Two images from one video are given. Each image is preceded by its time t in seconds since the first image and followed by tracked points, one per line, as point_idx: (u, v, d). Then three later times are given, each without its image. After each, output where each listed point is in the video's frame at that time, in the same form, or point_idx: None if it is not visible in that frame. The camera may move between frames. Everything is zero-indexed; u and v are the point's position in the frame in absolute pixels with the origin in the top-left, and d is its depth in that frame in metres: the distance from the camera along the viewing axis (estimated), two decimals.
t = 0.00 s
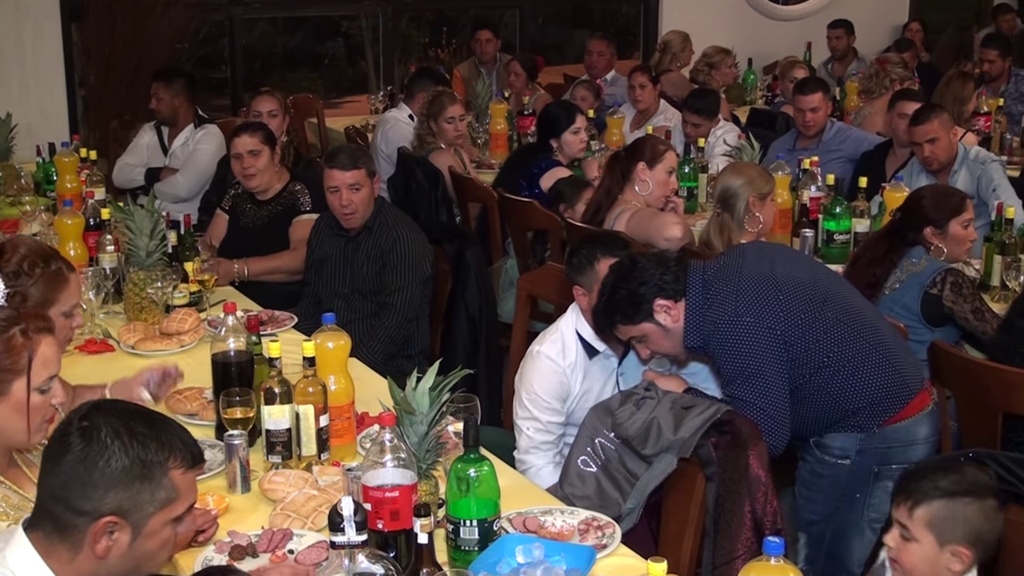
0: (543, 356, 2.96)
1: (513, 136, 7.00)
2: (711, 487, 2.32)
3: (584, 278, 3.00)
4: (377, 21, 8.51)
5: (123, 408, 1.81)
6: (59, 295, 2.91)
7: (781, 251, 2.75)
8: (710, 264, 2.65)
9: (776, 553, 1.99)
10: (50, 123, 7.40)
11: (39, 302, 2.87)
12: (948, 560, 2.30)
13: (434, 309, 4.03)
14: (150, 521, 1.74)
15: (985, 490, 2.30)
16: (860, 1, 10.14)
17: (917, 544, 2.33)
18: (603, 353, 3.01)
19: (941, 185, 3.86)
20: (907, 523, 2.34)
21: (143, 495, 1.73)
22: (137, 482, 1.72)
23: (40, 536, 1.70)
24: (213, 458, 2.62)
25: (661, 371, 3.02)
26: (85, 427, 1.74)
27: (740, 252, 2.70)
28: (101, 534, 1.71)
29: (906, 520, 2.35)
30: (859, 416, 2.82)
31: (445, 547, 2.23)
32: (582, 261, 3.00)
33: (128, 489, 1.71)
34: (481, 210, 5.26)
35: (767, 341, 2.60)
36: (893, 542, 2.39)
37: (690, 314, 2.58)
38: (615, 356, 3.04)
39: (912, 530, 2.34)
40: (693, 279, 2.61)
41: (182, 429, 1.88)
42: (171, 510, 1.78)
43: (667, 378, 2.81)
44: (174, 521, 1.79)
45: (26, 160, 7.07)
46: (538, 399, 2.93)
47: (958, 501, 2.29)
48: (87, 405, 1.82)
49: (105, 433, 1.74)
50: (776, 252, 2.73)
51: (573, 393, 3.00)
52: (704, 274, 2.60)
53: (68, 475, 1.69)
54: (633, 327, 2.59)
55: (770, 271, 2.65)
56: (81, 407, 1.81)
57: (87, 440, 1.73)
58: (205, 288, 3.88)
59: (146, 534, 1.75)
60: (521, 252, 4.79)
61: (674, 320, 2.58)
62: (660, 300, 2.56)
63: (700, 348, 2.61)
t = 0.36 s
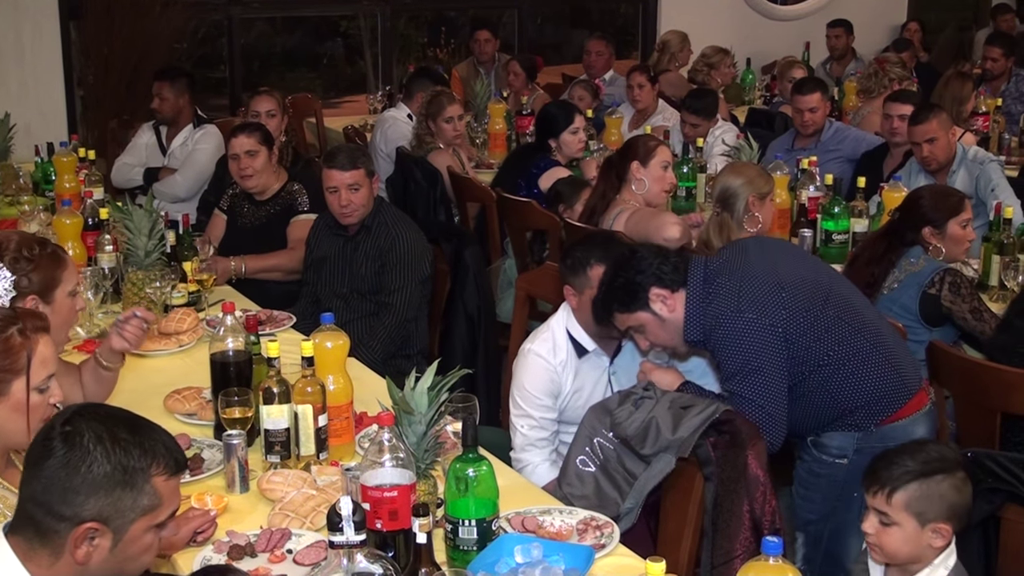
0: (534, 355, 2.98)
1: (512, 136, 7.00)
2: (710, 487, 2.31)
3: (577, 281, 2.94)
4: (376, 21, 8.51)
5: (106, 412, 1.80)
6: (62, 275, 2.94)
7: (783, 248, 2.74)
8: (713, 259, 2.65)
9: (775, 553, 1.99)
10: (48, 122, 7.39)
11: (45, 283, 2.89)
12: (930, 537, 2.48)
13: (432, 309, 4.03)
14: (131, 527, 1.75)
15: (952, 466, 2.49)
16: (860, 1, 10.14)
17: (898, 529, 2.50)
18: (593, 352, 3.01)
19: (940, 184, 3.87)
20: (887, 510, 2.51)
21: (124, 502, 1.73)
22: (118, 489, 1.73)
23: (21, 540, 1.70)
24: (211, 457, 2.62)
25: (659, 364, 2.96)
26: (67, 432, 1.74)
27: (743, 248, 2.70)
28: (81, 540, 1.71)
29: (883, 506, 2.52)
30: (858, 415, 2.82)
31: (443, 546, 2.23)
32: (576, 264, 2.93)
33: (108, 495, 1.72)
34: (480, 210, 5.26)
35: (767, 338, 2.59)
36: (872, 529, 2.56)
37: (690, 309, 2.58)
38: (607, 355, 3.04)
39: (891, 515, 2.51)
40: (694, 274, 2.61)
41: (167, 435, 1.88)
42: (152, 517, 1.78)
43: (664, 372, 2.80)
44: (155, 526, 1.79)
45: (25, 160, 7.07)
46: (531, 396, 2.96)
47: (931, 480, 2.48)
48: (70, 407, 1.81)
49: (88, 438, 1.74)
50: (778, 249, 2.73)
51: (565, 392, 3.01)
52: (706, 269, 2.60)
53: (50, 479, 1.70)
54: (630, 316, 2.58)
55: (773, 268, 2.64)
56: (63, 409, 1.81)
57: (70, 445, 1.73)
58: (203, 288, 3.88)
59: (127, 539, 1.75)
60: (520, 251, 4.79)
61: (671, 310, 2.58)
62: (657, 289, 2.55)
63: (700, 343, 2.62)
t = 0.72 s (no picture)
0: (527, 356, 2.98)
1: (511, 136, 7.01)
2: (710, 487, 2.32)
3: (566, 281, 2.98)
4: (376, 21, 8.52)
5: (99, 412, 1.80)
6: (68, 271, 2.95)
7: (810, 231, 2.73)
8: (738, 231, 2.65)
9: (774, 552, 1.99)
10: (48, 123, 7.40)
11: (49, 278, 2.89)
12: (926, 533, 2.43)
13: (432, 308, 4.03)
14: (124, 528, 1.75)
15: (942, 460, 2.45)
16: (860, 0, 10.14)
17: (896, 528, 2.44)
18: (584, 352, 3.03)
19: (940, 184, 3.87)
20: (883, 510, 2.44)
21: (117, 503, 1.74)
22: (110, 490, 1.73)
23: (15, 540, 1.71)
24: (211, 457, 2.62)
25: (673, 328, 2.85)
26: (60, 433, 1.74)
27: (770, 224, 2.69)
28: (74, 541, 1.72)
29: (878, 506, 2.45)
30: (852, 412, 2.82)
31: (443, 545, 2.23)
32: (564, 265, 2.97)
33: (100, 497, 1.72)
34: (480, 210, 5.25)
35: (781, 319, 2.59)
36: (865, 530, 2.48)
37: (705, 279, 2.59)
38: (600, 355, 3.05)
39: (887, 515, 2.44)
40: (716, 242, 2.61)
41: (160, 435, 1.87)
42: (146, 517, 1.79)
43: (676, 335, 2.74)
44: (149, 527, 1.80)
45: (24, 160, 7.07)
46: (525, 397, 2.96)
47: (923, 477, 2.42)
48: (64, 407, 1.81)
49: (80, 439, 1.74)
50: (803, 231, 2.72)
51: (559, 392, 3.02)
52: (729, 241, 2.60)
53: (44, 480, 1.70)
54: (644, 285, 2.54)
55: (796, 249, 2.64)
56: (56, 410, 1.81)
57: (62, 446, 1.73)
58: (203, 288, 3.88)
59: (120, 540, 1.76)
60: (519, 251, 4.79)
61: (685, 279, 2.53)
62: (671, 258, 2.50)
63: (711, 313, 2.62)
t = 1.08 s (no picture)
0: (525, 356, 3.00)
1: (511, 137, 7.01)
2: (709, 487, 2.32)
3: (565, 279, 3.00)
4: (375, 22, 8.52)
5: (104, 414, 1.81)
6: (70, 276, 2.95)
7: (835, 221, 2.80)
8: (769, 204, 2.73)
9: (774, 553, 1.99)
10: (47, 124, 7.40)
11: (51, 282, 2.89)
12: (928, 536, 2.37)
13: (432, 309, 4.03)
14: (130, 529, 1.75)
15: (941, 462, 2.42)
16: (859, 1, 10.15)
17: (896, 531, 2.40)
18: (585, 349, 3.04)
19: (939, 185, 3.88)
20: (883, 514, 2.39)
21: (122, 504, 1.74)
22: (116, 491, 1.73)
23: (20, 541, 1.71)
24: (210, 458, 2.62)
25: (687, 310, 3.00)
26: (66, 433, 1.75)
27: (800, 205, 2.76)
28: (80, 542, 1.71)
29: (879, 511, 2.39)
30: (836, 412, 2.82)
31: (442, 546, 2.23)
32: (557, 264, 3.02)
33: (105, 497, 1.72)
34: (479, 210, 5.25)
35: (794, 299, 2.65)
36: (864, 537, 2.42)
37: (728, 246, 2.68)
38: (599, 354, 3.06)
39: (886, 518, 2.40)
40: (747, 209, 2.70)
41: (165, 437, 1.87)
42: (151, 519, 1.79)
43: (694, 316, 2.84)
44: (155, 528, 1.80)
45: (23, 161, 7.07)
46: (523, 398, 2.97)
47: (923, 479, 2.38)
48: (68, 409, 1.82)
49: (86, 440, 1.75)
50: (829, 222, 2.79)
51: (558, 392, 3.03)
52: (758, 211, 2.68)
53: (48, 481, 1.70)
54: (660, 245, 2.71)
55: (821, 234, 2.71)
56: (60, 413, 1.82)
57: (68, 446, 1.73)
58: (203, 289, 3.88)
59: (126, 541, 1.76)
60: (519, 251, 4.79)
61: (700, 245, 2.69)
62: (688, 224, 2.66)
63: (729, 280, 2.70)
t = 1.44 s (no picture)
0: (525, 352, 3.02)
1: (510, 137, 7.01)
2: (708, 487, 2.32)
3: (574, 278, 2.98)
4: (375, 22, 8.52)
5: (108, 415, 1.80)
6: (67, 279, 2.95)
7: (839, 221, 2.82)
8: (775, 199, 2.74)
9: (773, 553, 1.99)
10: (47, 124, 7.40)
11: (48, 286, 2.89)
12: (929, 533, 2.43)
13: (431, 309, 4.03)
14: (131, 531, 1.75)
15: (938, 459, 2.44)
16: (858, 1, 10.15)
17: (899, 531, 2.43)
18: (588, 349, 3.05)
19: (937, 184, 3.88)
20: (884, 514, 2.44)
21: (124, 506, 1.73)
22: (118, 493, 1.73)
23: (21, 543, 1.70)
24: (209, 458, 2.62)
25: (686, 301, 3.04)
26: (69, 435, 1.74)
27: (805, 203, 2.78)
28: (82, 543, 1.71)
29: (880, 511, 2.45)
30: (835, 412, 2.82)
31: (442, 546, 2.23)
32: (566, 262, 3.00)
33: (108, 499, 1.72)
34: (478, 210, 5.24)
35: (795, 293, 2.66)
36: (867, 535, 2.48)
37: (731, 238, 2.69)
38: (602, 353, 3.07)
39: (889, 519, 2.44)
40: (752, 203, 2.71)
41: (168, 438, 1.87)
42: (153, 520, 1.79)
43: (692, 306, 2.83)
44: (157, 529, 1.80)
45: (21, 161, 7.07)
46: (524, 393, 2.98)
47: (922, 477, 2.42)
48: (71, 410, 1.82)
49: (89, 442, 1.74)
50: (832, 220, 2.81)
51: (560, 390, 3.05)
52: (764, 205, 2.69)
53: (51, 483, 1.70)
54: (663, 237, 2.70)
55: (824, 230, 2.72)
56: (63, 414, 1.81)
57: (71, 448, 1.73)
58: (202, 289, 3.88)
59: (128, 543, 1.76)
60: (518, 251, 4.79)
61: (705, 239, 2.69)
62: (693, 218, 2.66)
63: (730, 271, 2.71)
